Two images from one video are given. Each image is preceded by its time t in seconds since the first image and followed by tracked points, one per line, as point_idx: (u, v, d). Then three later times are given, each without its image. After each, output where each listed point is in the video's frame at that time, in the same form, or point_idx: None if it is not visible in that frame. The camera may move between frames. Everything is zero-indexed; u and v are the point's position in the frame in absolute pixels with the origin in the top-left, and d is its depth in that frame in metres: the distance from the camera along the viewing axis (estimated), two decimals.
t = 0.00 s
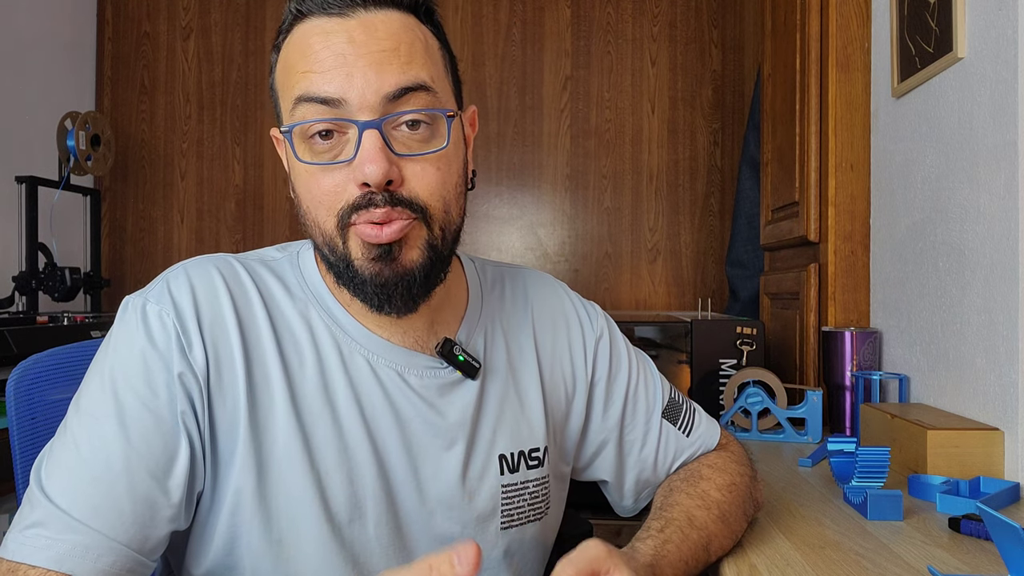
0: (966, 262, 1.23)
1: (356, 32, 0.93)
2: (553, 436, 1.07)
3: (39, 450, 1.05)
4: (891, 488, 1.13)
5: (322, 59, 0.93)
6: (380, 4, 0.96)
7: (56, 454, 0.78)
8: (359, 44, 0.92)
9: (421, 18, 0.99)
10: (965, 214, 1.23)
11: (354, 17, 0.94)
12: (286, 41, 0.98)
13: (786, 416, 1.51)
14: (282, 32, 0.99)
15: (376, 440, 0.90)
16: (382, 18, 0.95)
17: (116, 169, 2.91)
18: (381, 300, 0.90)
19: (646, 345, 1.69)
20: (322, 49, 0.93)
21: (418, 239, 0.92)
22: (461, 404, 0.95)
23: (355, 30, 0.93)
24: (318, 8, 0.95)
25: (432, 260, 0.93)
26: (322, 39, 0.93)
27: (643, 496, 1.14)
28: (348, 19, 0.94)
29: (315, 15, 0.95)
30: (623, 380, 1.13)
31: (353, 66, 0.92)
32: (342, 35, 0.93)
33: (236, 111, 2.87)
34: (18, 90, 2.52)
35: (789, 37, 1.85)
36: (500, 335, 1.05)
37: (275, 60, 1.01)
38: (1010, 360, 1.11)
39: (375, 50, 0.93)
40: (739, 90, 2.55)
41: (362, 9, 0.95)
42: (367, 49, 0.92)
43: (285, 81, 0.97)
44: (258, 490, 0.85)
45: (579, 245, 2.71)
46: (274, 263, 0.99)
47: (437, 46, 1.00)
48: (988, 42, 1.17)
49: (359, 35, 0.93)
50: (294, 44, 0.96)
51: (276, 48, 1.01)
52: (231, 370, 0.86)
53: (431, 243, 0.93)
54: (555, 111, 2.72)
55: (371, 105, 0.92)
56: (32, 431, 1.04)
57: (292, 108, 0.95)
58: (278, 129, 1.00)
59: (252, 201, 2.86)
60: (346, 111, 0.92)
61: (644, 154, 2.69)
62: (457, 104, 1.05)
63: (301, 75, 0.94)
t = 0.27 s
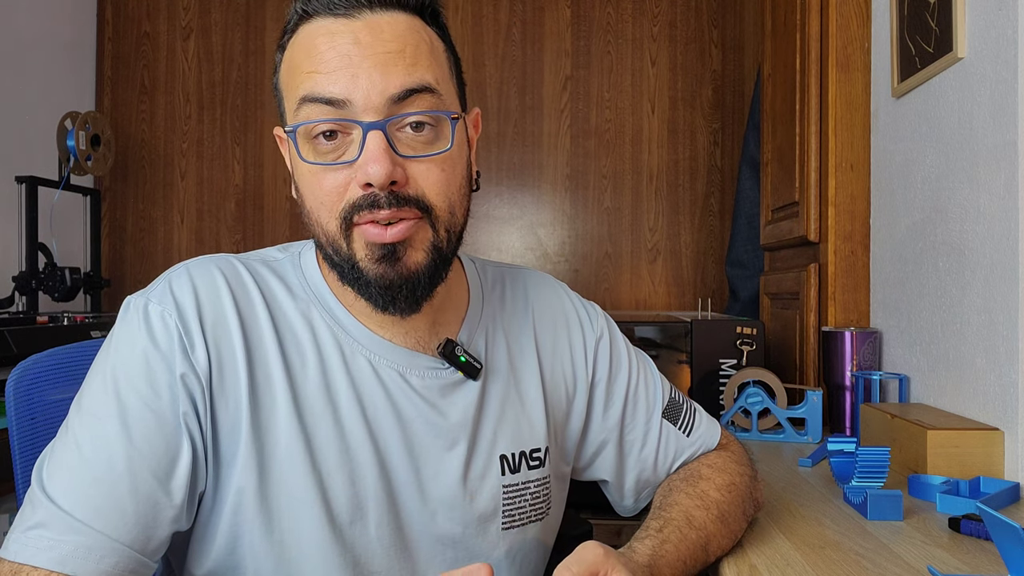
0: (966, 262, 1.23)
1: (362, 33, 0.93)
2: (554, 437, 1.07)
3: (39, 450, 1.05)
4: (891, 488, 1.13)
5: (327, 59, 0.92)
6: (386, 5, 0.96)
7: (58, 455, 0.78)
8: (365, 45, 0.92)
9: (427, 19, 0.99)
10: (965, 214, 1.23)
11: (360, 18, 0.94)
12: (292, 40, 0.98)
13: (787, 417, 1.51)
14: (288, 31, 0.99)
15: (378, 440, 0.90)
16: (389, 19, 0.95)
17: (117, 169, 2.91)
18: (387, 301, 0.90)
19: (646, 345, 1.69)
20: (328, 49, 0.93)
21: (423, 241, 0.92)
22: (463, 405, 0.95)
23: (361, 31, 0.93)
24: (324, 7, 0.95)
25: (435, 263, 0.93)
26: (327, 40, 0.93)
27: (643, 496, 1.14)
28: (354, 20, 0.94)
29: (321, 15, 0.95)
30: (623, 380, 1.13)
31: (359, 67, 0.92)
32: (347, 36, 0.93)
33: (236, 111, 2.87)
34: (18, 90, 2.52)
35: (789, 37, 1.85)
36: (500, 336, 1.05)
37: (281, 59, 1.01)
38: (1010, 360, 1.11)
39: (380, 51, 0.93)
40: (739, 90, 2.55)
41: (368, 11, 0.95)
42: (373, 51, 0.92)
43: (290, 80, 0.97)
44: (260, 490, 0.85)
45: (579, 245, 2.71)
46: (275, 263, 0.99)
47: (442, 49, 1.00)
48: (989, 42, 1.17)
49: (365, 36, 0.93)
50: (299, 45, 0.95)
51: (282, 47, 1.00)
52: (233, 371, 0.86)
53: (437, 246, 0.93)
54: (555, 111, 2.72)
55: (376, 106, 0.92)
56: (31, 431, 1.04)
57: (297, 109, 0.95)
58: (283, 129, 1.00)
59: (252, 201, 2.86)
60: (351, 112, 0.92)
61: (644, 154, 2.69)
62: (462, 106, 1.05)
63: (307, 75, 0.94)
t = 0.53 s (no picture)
0: (966, 263, 1.23)
1: (385, 26, 0.94)
2: (553, 433, 1.07)
3: (39, 451, 1.05)
4: (891, 488, 1.13)
5: (349, 47, 0.93)
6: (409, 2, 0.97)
7: (61, 453, 0.78)
8: (388, 37, 0.93)
9: (445, 21, 1.00)
10: (965, 214, 1.23)
11: (384, 12, 0.95)
12: (311, 29, 0.99)
13: (786, 416, 1.51)
14: (308, 20, 0.99)
15: (378, 435, 0.90)
16: (409, 16, 0.96)
17: (116, 169, 2.91)
18: (389, 287, 0.91)
19: (646, 345, 1.69)
20: (350, 38, 0.93)
21: (433, 230, 0.93)
22: (463, 400, 0.95)
23: (384, 23, 0.94)
24: None
25: (440, 253, 0.93)
26: (350, 30, 0.94)
27: (640, 495, 1.14)
28: (378, 13, 0.95)
29: (345, 6, 0.96)
30: (620, 377, 1.13)
31: (380, 57, 0.93)
32: (370, 28, 0.94)
33: (236, 111, 2.87)
34: (18, 90, 2.52)
35: (789, 37, 1.85)
36: (499, 333, 1.05)
37: (298, 47, 1.01)
38: (1010, 360, 1.11)
39: (402, 44, 0.94)
40: (739, 90, 2.55)
41: (392, 6, 0.96)
42: (395, 43, 0.93)
43: (309, 67, 0.97)
44: (260, 486, 0.85)
45: (579, 245, 2.71)
46: (276, 259, 0.99)
47: (458, 49, 1.01)
48: (989, 42, 1.17)
49: (387, 29, 0.94)
50: (320, 33, 0.96)
51: (300, 36, 1.01)
52: (234, 368, 0.86)
53: (442, 235, 0.93)
54: (555, 111, 2.72)
55: (394, 96, 0.93)
56: (31, 431, 1.04)
57: (315, 94, 0.95)
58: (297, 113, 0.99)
59: (252, 201, 2.86)
60: (370, 100, 0.93)
61: (644, 154, 2.69)
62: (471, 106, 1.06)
63: (327, 61, 0.94)
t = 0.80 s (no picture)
0: (966, 262, 1.23)
1: (447, 36, 0.93)
2: (552, 428, 1.07)
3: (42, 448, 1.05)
4: (891, 488, 1.13)
5: (411, 53, 0.91)
6: (464, 19, 0.97)
7: (74, 422, 0.77)
8: (450, 48, 0.92)
9: (490, 41, 1.01)
10: (965, 214, 1.23)
11: (445, 23, 0.94)
12: (362, 25, 0.96)
13: (787, 416, 1.51)
14: (360, 17, 0.97)
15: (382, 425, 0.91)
16: (465, 32, 0.95)
17: (117, 169, 2.91)
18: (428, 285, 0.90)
19: (646, 345, 1.70)
20: (412, 44, 0.92)
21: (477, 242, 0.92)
22: (464, 392, 0.96)
23: (447, 34, 0.93)
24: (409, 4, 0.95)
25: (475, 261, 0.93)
26: (414, 36, 0.92)
27: (636, 494, 1.14)
28: (440, 23, 0.94)
29: (407, 11, 0.95)
30: (615, 373, 1.14)
31: (442, 65, 0.91)
32: (432, 36, 0.92)
33: (236, 111, 2.87)
34: (18, 90, 2.52)
35: (789, 37, 1.85)
36: (500, 329, 1.05)
37: (341, 40, 0.98)
38: (1010, 360, 1.11)
39: (462, 57, 0.93)
40: (738, 90, 2.56)
41: (452, 18, 0.95)
42: (456, 55, 0.93)
43: (361, 64, 0.94)
44: (268, 467, 0.86)
45: (579, 245, 2.71)
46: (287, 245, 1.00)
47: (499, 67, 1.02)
48: (989, 42, 1.17)
49: (450, 39, 0.93)
50: (378, 31, 0.93)
51: (345, 30, 0.97)
52: (244, 349, 0.87)
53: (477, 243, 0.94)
54: (555, 111, 2.72)
55: (453, 105, 0.91)
56: (34, 429, 1.04)
57: (370, 90, 0.92)
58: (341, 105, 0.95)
59: (252, 201, 2.86)
60: (429, 106, 0.91)
61: (644, 154, 2.69)
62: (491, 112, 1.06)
63: (385, 63, 0.92)
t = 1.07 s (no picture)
0: (967, 262, 1.23)
1: (500, 68, 0.93)
2: (549, 426, 1.07)
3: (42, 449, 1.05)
4: (891, 488, 1.13)
5: (469, 82, 0.91)
6: (511, 46, 0.96)
7: (67, 427, 0.79)
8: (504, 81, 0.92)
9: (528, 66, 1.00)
10: (965, 214, 1.23)
11: (498, 53, 0.93)
12: (414, 39, 0.94)
13: (787, 416, 1.51)
14: (411, 33, 0.94)
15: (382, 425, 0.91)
16: (512, 63, 0.95)
17: (116, 169, 2.91)
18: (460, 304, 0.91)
19: (646, 345, 1.70)
20: (467, 72, 0.91)
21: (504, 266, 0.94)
22: (464, 390, 0.96)
23: (500, 65, 0.93)
24: (465, 29, 0.93)
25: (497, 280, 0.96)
26: (469, 63, 0.91)
27: (634, 493, 1.13)
28: (494, 53, 0.93)
29: (463, 35, 0.93)
30: (612, 373, 1.14)
31: (495, 98, 0.91)
32: (488, 67, 0.92)
33: (236, 111, 2.87)
34: (18, 90, 2.52)
35: (789, 37, 1.85)
36: (499, 329, 1.05)
37: (390, 51, 0.95)
38: (1010, 360, 1.10)
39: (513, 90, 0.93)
40: (738, 90, 2.56)
41: (503, 48, 0.94)
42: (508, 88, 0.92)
43: (411, 83, 0.92)
44: (261, 471, 0.86)
45: (579, 245, 2.71)
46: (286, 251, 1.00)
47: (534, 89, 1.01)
48: (988, 42, 1.17)
49: (502, 72, 0.93)
50: (434, 53, 0.92)
51: (395, 41, 0.95)
52: (238, 357, 0.88)
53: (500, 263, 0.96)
54: (555, 111, 2.72)
55: (500, 135, 0.92)
56: (35, 430, 1.04)
57: (421, 108, 0.91)
58: (389, 117, 0.93)
59: (252, 201, 2.86)
60: (477, 134, 0.91)
61: (644, 154, 2.69)
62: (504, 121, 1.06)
63: (439, 87, 0.91)
